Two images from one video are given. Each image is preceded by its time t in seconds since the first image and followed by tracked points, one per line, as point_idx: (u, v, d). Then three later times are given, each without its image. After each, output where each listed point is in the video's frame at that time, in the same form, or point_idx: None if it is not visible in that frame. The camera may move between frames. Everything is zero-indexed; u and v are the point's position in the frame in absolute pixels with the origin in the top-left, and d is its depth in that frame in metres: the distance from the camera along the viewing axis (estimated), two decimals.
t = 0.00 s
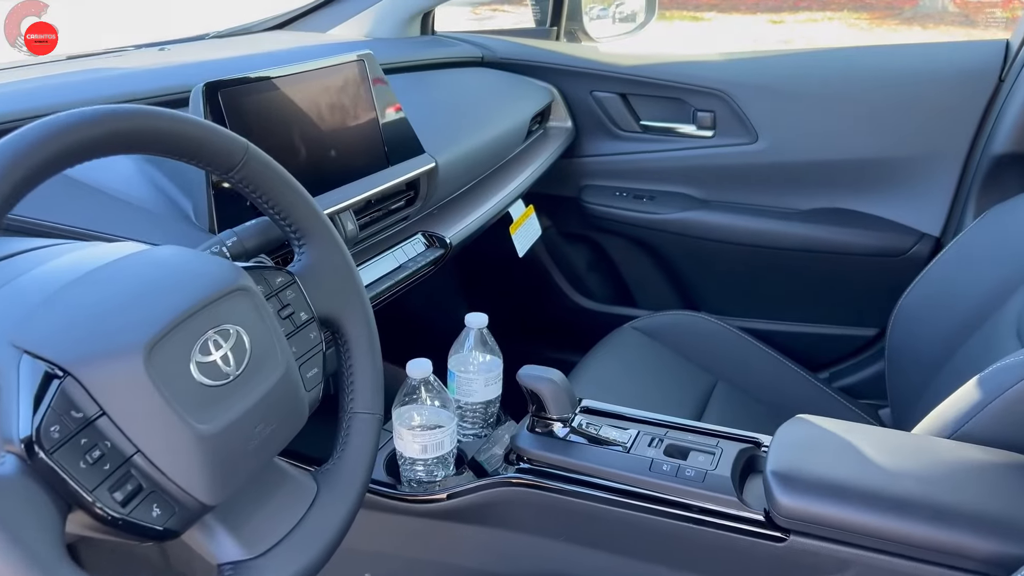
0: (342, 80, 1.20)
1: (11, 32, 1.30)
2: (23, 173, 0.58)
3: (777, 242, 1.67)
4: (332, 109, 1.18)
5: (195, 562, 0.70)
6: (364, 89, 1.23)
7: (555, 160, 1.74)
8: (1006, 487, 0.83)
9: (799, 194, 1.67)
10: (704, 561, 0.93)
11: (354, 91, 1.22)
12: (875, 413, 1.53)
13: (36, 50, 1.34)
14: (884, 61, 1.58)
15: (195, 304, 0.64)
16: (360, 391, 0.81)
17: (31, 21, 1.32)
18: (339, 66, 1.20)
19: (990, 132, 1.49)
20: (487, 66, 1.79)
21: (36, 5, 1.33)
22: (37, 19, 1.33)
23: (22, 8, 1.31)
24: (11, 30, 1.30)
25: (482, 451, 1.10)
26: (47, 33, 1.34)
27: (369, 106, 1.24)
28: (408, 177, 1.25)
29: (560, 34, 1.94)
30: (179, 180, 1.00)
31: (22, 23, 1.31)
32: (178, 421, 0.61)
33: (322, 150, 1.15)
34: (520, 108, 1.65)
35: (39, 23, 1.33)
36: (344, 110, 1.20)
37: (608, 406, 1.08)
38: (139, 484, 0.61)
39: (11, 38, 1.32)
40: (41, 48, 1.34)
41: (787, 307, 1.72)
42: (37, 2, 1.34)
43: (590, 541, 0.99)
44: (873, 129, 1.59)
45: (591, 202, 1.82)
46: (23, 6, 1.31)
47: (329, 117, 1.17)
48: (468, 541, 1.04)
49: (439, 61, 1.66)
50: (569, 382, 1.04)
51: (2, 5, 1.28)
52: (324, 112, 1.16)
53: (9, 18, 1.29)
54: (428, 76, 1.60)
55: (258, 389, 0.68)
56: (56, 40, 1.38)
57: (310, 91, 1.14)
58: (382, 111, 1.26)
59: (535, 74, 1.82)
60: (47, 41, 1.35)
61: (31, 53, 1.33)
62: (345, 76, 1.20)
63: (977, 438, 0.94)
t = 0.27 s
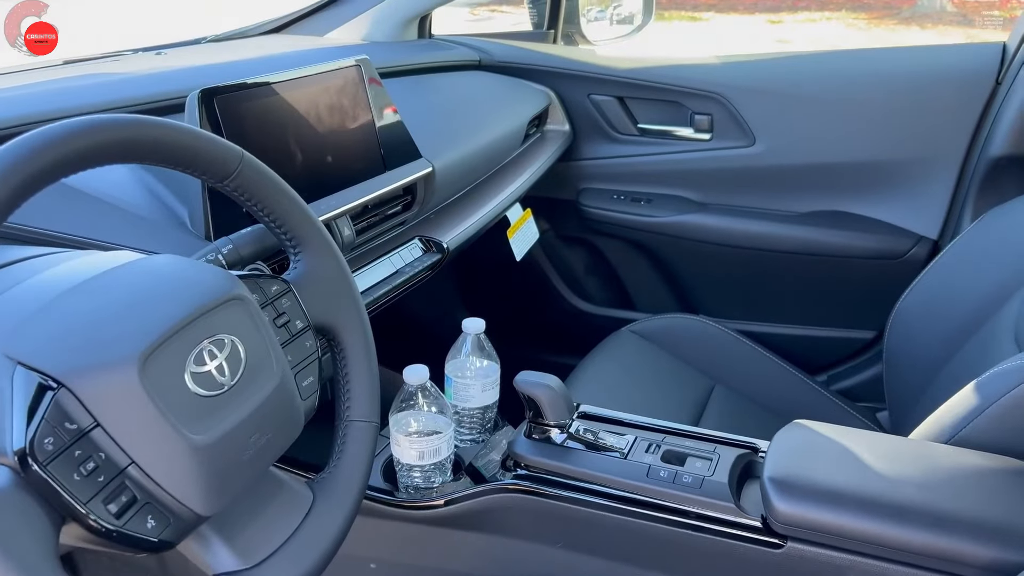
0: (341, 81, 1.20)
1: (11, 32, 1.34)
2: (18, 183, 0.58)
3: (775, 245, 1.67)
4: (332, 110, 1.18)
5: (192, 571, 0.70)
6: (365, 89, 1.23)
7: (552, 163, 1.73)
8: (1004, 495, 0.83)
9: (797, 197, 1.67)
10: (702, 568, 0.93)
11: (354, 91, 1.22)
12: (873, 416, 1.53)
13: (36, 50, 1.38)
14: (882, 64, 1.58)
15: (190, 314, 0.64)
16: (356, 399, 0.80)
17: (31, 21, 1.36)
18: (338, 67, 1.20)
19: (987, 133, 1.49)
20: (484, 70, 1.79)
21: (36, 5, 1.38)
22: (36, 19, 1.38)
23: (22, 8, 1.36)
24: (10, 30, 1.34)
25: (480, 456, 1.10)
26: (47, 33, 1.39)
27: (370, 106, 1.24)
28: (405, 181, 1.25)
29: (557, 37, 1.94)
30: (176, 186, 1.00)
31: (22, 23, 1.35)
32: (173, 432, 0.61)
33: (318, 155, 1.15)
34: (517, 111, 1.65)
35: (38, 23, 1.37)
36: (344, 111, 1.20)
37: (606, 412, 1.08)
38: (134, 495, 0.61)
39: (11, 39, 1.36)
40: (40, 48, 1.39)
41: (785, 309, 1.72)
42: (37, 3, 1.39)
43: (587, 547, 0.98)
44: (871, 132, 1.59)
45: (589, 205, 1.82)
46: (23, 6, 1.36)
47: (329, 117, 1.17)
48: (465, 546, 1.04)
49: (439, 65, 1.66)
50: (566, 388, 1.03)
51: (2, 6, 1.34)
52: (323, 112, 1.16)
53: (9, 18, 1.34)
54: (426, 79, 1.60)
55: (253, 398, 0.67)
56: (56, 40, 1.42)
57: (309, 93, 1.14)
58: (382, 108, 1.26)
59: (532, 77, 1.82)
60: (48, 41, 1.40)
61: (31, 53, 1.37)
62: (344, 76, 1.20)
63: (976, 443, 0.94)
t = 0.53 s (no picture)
0: (337, 83, 1.21)
1: (11, 32, 1.36)
2: (32, 184, 0.59)
3: (770, 245, 1.69)
4: (328, 111, 1.18)
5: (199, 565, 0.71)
6: (362, 90, 1.25)
7: (550, 164, 1.75)
8: (994, 488, 0.84)
9: (791, 197, 1.69)
10: (699, 562, 0.95)
11: (350, 92, 1.23)
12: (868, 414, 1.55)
13: (36, 50, 1.40)
14: (875, 65, 1.60)
15: (197, 312, 0.66)
16: (359, 396, 0.82)
17: (31, 21, 1.39)
18: (335, 69, 1.21)
19: (980, 133, 1.52)
20: (482, 72, 1.80)
21: (36, 5, 1.41)
22: (37, 19, 1.41)
23: (23, 8, 1.39)
24: (10, 30, 1.36)
25: (480, 454, 1.12)
26: (47, 33, 1.41)
27: (366, 108, 1.25)
28: (404, 182, 1.27)
29: (554, 39, 1.94)
30: (180, 189, 1.01)
31: (22, 23, 1.37)
32: (182, 427, 0.62)
33: (319, 156, 1.16)
34: (514, 112, 1.66)
35: (38, 23, 1.40)
36: (340, 112, 1.21)
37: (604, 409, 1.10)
38: (144, 489, 0.62)
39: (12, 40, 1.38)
40: (41, 48, 1.41)
41: (781, 308, 1.73)
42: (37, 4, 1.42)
43: (586, 542, 1.00)
44: (865, 133, 1.61)
45: (587, 205, 1.84)
46: (23, 6, 1.38)
47: (325, 117, 1.18)
48: (466, 543, 1.06)
49: (439, 66, 1.68)
50: (564, 385, 1.05)
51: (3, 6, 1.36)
52: (319, 113, 1.17)
53: (10, 18, 1.36)
54: (424, 81, 1.62)
55: (259, 395, 0.69)
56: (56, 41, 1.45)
57: (307, 94, 1.15)
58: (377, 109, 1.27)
59: (530, 79, 1.83)
60: (47, 41, 1.42)
61: (31, 52, 1.39)
62: (341, 78, 1.21)
63: (968, 438, 0.96)
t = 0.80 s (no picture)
0: (331, 87, 1.23)
1: (11, 32, 1.35)
2: (55, 183, 0.62)
3: (762, 244, 1.72)
4: (322, 114, 1.20)
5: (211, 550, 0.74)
6: (354, 93, 1.26)
7: (545, 166, 1.78)
8: (975, 475, 0.88)
9: (782, 197, 1.72)
10: (692, 550, 0.98)
11: (343, 96, 1.24)
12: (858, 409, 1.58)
13: (35, 50, 1.39)
14: (863, 67, 1.64)
15: (209, 307, 0.69)
16: (363, 388, 0.85)
17: (31, 22, 1.38)
18: (329, 74, 1.23)
19: (965, 133, 1.55)
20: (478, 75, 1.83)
21: (36, 6, 1.39)
22: (37, 19, 1.39)
23: (23, 8, 1.38)
24: (10, 30, 1.35)
25: (478, 448, 1.15)
26: (47, 33, 1.40)
27: (359, 110, 1.27)
28: (403, 183, 1.29)
29: (549, 43, 1.98)
30: (185, 188, 1.04)
31: (22, 23, 1.36)
32: (196, 416, 0.65)
33: (322, 158, 1.19)
34: (510, 115, 1.69)
35: (38, 23, 1.39)
36: (334, 115, 1.22)
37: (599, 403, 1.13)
38: (159, 476, 0.65)
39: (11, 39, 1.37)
40: (40, 48, 1.40)
41: (772, 306, 1.77)
42: (37, 4, 1.41)
43: (581, 533, 1.03)
44: (853, 134, 1.65)
45: (582, 206, 1.87)
46: (23, 6, 1.37)
47: (319, 121, 1.19)
48: (465, 534, 1.09)
49: (435, 70, 1.71)
50: (562, 379, 1.08)
51: (4, 5, 1.35)
52: (314, 116, 1.18)
53: (9, 18, 1.35)
54: (421, 85, 1.65)
55: (268, 386, 0.72)
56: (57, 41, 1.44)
57: (300, 98, 1.17)
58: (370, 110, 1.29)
59: (525, 82, 1.87)
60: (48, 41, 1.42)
61: (31, 53, 1.39)
62: (335, 82, 1.23)
63: (950, 429, 0.99)
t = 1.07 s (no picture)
0: (325, 91, 1.24)
1: (11, 32, 1.38)
2: (95, 172, 0.65)
3: (755, 241, 1.76)
4: (315, 117, 1.21)
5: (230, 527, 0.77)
6: (348, 97, 1.28)
7: (543, 165, 1.82)
8: (960, 456, 0.92)
9: (776, 195, 1.77)
10: (689, 531, 1.02)
11: (338, 100, 1.26)
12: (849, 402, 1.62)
13: (36, 49, 1.42)
14: (854, 68, 1.68)
15: (231, 293, 0.72)
16: (374, 375, 0.88)
17: (31, 22, 1.40)
18: (324, 78, 1.24)
19: (952, 132, 1.60)
20: (478, 76, 1.87)
21: (36, 6, 1.42)
22: (37, 19, 1.42)
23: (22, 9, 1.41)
24: (10, 30, 1.38)
25: (481, 436, 1.18)
26: (47, 33, 1.42)
27: (352, 113, 1.29)
28: (407, 181, 1.33)
29: (547, 45, 2.03)
30: (199, 183, 1.08)
31: (22, 22, 1.39)
32: (221, 397, 0.69)
33: (329, 156, 1.23)
34: (510, 114, 1.73)
35: (38, 23, 1.41)
36: (328, 119, 1.23)
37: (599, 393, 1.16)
38: (185, 454, 0.68)
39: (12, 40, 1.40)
40: (41, 47, 1.42)
41: (766, 301, 1.80)
42: (37, 4, 1.43)
43: (583, 516, 1.06)
44: (844, 133, 1.69)
45: (580, 205, 1.91)
46: (23, 8, 1.40)
47: (312, 125, 1.20)
48: (470, 518, 1.12)
49: (436, 70, 1.75)
50: (563, 368, 1.12)
51: (3, 5, 1.38)
52: (306, 119, 1.20)
53: (10, 18, 1.38)
54: (423, 85, 1.68)
55: (287, 370, 0.75)
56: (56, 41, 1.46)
57: (294, 101, 1.18)
58: (361, 114, 1.31)
59: (524, 84, 1.91)
60: (47, 40, 1.43)
61: (31, 52, 1.41)
62: (330, 86, 1.24)
63: (938, 415, 1.03)
